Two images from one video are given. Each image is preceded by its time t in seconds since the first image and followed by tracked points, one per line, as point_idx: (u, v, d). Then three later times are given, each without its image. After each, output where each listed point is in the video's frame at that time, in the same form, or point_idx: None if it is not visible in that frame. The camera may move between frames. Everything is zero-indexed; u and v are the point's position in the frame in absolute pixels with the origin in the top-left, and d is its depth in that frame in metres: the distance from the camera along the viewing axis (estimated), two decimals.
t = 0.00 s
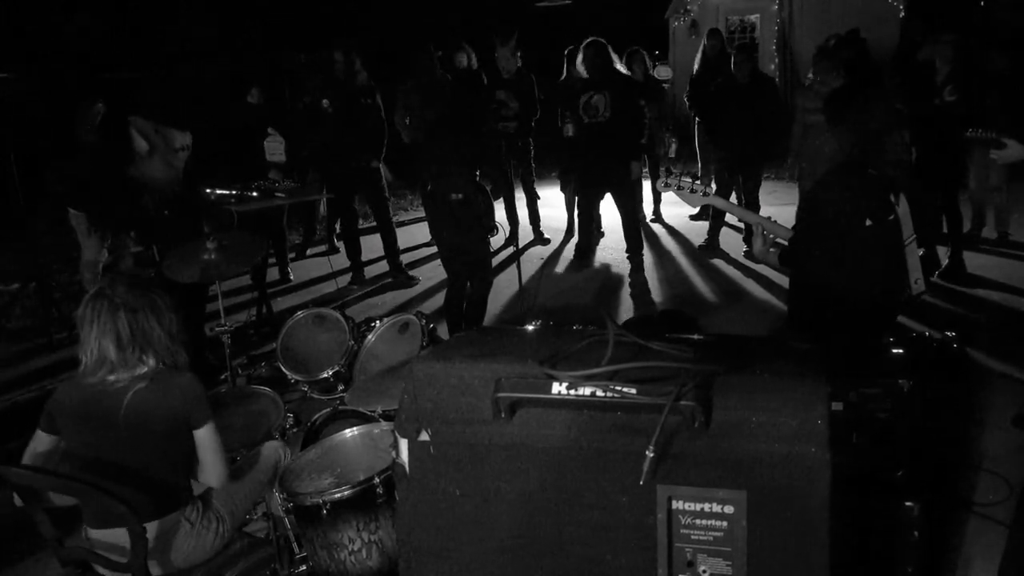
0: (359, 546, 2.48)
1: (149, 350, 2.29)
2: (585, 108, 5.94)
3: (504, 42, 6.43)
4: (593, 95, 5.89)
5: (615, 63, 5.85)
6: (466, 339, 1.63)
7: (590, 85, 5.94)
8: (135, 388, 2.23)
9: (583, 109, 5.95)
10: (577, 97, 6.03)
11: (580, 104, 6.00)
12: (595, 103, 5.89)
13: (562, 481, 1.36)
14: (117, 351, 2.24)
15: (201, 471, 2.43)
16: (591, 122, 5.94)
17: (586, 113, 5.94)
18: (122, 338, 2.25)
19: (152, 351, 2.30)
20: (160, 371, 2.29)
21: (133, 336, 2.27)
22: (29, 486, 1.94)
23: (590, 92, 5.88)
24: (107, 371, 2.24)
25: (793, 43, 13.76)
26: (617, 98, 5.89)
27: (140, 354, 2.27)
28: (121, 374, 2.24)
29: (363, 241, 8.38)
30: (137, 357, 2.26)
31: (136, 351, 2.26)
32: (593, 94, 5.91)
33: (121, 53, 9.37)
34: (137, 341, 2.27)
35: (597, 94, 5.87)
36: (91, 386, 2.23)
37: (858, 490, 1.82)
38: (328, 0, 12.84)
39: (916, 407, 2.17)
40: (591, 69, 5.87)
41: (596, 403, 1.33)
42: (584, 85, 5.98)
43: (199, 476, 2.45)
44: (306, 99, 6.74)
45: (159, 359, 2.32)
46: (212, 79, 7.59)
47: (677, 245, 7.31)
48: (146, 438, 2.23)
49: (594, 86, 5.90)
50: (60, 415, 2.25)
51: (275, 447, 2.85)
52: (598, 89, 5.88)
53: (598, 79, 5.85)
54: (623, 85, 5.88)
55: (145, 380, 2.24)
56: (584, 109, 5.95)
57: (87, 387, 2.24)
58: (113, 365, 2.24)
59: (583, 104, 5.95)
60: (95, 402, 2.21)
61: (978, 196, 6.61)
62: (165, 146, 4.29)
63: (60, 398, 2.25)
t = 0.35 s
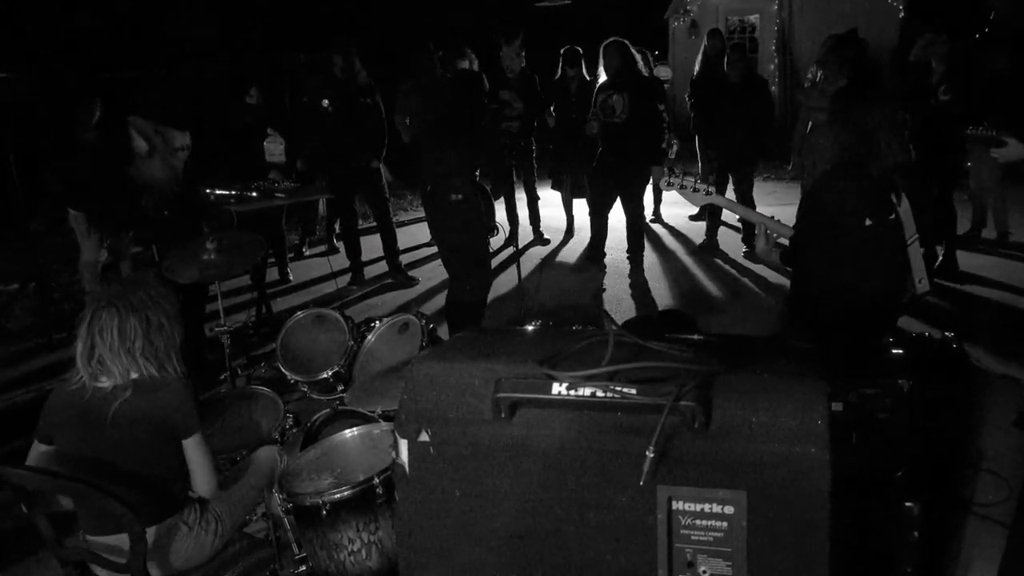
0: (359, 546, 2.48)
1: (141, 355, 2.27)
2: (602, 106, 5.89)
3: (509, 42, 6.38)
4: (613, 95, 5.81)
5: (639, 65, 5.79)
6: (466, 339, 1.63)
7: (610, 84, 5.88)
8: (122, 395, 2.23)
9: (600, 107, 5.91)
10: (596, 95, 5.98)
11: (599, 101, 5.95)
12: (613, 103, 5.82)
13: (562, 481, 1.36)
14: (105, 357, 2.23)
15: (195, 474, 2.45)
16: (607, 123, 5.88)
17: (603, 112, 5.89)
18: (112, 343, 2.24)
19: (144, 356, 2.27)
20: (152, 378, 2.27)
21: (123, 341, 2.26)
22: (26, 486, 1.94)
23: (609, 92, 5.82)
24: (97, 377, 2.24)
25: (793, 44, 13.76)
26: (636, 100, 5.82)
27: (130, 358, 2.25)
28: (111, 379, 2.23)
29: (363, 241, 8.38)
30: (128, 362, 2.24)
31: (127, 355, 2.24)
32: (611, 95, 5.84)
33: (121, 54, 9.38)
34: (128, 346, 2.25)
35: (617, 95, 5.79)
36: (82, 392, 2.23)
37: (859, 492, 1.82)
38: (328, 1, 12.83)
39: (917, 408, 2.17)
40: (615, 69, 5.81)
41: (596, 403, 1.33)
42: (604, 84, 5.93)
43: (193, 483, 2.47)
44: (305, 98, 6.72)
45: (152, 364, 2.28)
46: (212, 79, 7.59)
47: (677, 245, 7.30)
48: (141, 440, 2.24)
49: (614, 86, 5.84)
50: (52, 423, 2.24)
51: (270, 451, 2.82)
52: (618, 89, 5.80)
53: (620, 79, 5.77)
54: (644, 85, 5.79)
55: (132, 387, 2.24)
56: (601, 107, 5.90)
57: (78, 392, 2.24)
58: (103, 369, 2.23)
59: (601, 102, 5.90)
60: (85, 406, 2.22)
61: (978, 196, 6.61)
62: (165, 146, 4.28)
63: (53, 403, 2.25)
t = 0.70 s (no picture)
0: (360, 546, 2.48)
1: (141, 354, 2.27)
2: (606, 104, 5.84)
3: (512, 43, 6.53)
4: (618, 93, 5.77)
5: (648, 65, 5.75)
6: (468, 339, 1.63)
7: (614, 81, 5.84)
8: (124, 395, 2.22)
9: (604, 104, 5.85)
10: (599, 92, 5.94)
11: (602, 97, 5.89)
12: (618, 101, 5.79)
13: (564, 481, 1.36)
14: (105, 357, 2.23)
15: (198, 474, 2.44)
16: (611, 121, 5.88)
17: (608, 110, 5.86)
18: (113, 342, 2.25)
19: (145, 354, 2.27)
20: (154, 377, 2.27)
21: (124, 340, 2.26)
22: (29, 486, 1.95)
23: (614, 90, 5.78)
24: (98, 377, 2.24)
25: (793, 43, 13.75)
26: (642, 98, 5.81)
27: (131, 357, 2.25)
28: (112, 378, 2.23)
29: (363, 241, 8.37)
30: (129, 361, 2.24)
31: (127, 354, 2.25)
32: (616, 92, 5.80)
33: (121, 53, 9.38)
34: (128, 344, 2.26)
35: (622, 93, 5.76)
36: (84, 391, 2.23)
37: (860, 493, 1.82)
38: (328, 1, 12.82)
39: (917, 408, 2.17)
40: (624, 64, 5.76)
41: (599, 403, 1.34)
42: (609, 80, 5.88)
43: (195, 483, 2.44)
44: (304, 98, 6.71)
45: (153, 363, 2.28)
46: (212, 79, 7.59)
47: (677, 245, 7.30)
48: (141, 440, 2.23)
49: (619, 83, 5.78)
50: (55, 424, 2.24)
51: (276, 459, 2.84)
52: (623, 87, 5.77)
53: (624, 76, 5.73)
54: (651, 84, 5.78)
55: (134, 387, 2.23)
56: (605, 103, 5.84)
57: (80, 392, 2.24)
58: (104, 369, 2.23)
59: (604, 99, 5.86)
60: (89, 406, 2.21)
61: (979, 196, 6.61)
62: (167, 146, 4.29)
63: (55, 402, 2.25)
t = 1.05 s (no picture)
0: (362, 545, 2.48)
1: (144, 353, 2.27)
2: (600, 104, 5.71)
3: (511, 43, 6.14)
4: (614, 95, 5.64)
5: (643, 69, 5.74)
6: (470, 339, 1.63)
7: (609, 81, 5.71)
8: (126, 392, 2.23)
9: (599, 104, 5.71)
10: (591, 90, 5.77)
11: (594, 96, 5.74)
12: (613, 101, 5.66)
13: (566, 480, 1.37)
14: (107, 355, 2.23)
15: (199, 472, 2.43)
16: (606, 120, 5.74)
17: (603, 110, 5.72)
18: (116, 341, 2.25)
19: (148, 354, 2.27)
20: (156, 375, 2.27)
21: (127, 339, 2.26)
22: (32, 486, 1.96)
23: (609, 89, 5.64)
24: (100, 373, 2.24)
25: (794, 43, 13.73)
26: (637, 100, 5.73)
27: (134, 356, 2.25)
28: (115, 374, 2.23)
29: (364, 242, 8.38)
30: (131, 359, 2.24)
31: (130, 352, 2.25)
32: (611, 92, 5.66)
33: (121, 54, 9.43)
34: (131, 344, 2.26)
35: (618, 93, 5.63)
36: (87, 386, 2.24)
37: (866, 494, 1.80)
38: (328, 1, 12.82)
39: (919, 408, 2.18)
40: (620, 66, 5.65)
41: (602, 402, 1.35)
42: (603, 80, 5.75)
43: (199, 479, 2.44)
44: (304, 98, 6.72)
45: (155, 362, 2.28)
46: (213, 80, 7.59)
47: (677, 245, 7.31)
48: (145, 436, 2.25)
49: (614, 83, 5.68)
50: (58, 416, 2.26)
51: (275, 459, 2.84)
52: (618, 87, 5.67)
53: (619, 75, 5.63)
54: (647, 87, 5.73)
55: (134, 384, 2.23)
56: (599, 104, 5.71)
57: (84, 386, 2.24)
58: (107, 366, 2.23)
59: (598, 99, 5.70)
60: (92, 402, 2.22)
61: (980, 196, 6.61)
62: (169, 146, 4.29)
63: (58, 397, 2.26)
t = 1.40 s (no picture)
0: (364, 544, 2.49)
1: (149, 351, 2.28)
2: (581, 108, 5.89)
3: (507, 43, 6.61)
4: (594, 96, 5.83)
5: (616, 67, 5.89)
6: (473, 338, 1.62)
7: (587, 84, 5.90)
8: (127, 394, 2.23)
9: (580, 108, 5.90)
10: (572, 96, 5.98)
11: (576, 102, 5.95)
12: (594, 103, 5.85)
13: (569, 478, 1.37)
14: (112, 355, 2.25)
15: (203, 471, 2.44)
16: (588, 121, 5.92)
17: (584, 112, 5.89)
18: (120, 340, 2.26)
19: (152, 351, 2.29)
20: (160, 373, 2.28)
21: (131, 338, 2.27)
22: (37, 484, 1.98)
23: (588, 92, 5.84)
24: (105, 373, 2.26)
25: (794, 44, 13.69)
26: (615, 100, 5.92)
27: (138, 354, 2.26)
28: (119, 373, 2.25)
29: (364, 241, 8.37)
30: (135, 358, 2.26)
31: (134, 351, 2.26)
32: (591, 94, 5.87)
33: (121, 54, 9.57)
34: (135, 342, 2.27)
35: (598, 95, 5.83)
36: (91, 386, 2.25)
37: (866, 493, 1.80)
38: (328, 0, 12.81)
39: (920, 407, 2.17)
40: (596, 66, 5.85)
41: (605, 400, 1.34)
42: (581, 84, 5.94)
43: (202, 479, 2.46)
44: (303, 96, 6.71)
45: (160, 359, 2.30)
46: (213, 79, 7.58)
47: (678, 245, 7.30)
48: (147, 437, 2.24)
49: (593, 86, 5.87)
50: (62, 418, 2.26)
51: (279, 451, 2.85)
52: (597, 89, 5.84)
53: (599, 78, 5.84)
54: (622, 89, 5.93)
55: (138, 383, 2.24)
56: (580, 108, 5.90)
57: (87, 387, 2.25)
58: (111, 365, 2.25)
59: (579, 103, 5.89)
60: (96, 402, 2.23)
61: (981, 196, 6.60)
62: (170, 145, 4.29)
63: (62, 398, 2.27)
